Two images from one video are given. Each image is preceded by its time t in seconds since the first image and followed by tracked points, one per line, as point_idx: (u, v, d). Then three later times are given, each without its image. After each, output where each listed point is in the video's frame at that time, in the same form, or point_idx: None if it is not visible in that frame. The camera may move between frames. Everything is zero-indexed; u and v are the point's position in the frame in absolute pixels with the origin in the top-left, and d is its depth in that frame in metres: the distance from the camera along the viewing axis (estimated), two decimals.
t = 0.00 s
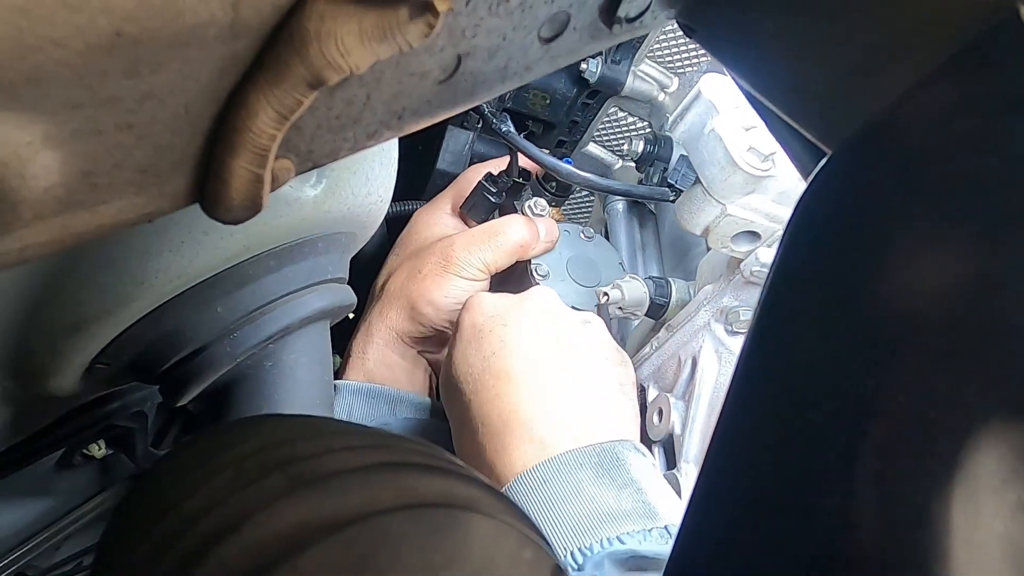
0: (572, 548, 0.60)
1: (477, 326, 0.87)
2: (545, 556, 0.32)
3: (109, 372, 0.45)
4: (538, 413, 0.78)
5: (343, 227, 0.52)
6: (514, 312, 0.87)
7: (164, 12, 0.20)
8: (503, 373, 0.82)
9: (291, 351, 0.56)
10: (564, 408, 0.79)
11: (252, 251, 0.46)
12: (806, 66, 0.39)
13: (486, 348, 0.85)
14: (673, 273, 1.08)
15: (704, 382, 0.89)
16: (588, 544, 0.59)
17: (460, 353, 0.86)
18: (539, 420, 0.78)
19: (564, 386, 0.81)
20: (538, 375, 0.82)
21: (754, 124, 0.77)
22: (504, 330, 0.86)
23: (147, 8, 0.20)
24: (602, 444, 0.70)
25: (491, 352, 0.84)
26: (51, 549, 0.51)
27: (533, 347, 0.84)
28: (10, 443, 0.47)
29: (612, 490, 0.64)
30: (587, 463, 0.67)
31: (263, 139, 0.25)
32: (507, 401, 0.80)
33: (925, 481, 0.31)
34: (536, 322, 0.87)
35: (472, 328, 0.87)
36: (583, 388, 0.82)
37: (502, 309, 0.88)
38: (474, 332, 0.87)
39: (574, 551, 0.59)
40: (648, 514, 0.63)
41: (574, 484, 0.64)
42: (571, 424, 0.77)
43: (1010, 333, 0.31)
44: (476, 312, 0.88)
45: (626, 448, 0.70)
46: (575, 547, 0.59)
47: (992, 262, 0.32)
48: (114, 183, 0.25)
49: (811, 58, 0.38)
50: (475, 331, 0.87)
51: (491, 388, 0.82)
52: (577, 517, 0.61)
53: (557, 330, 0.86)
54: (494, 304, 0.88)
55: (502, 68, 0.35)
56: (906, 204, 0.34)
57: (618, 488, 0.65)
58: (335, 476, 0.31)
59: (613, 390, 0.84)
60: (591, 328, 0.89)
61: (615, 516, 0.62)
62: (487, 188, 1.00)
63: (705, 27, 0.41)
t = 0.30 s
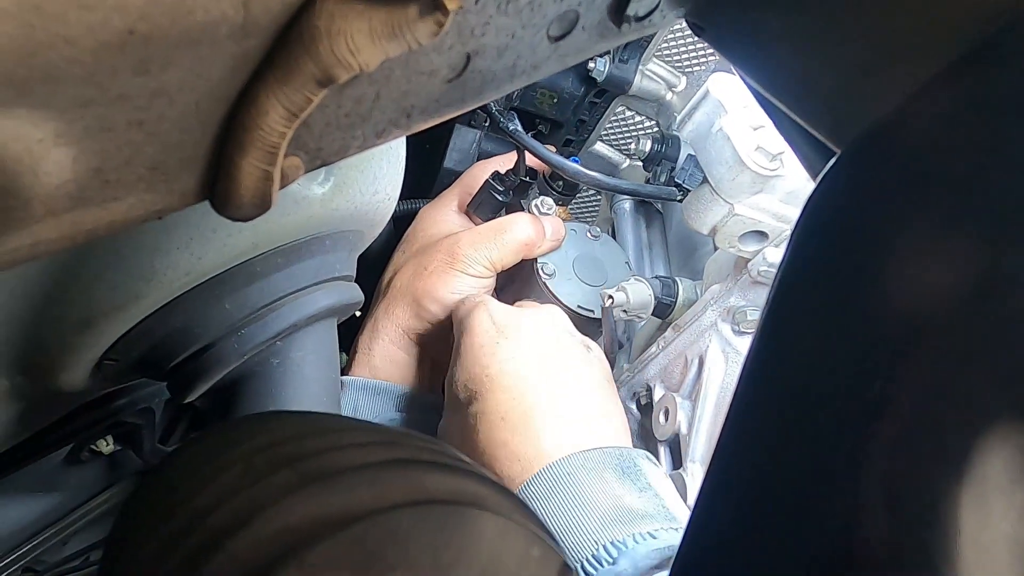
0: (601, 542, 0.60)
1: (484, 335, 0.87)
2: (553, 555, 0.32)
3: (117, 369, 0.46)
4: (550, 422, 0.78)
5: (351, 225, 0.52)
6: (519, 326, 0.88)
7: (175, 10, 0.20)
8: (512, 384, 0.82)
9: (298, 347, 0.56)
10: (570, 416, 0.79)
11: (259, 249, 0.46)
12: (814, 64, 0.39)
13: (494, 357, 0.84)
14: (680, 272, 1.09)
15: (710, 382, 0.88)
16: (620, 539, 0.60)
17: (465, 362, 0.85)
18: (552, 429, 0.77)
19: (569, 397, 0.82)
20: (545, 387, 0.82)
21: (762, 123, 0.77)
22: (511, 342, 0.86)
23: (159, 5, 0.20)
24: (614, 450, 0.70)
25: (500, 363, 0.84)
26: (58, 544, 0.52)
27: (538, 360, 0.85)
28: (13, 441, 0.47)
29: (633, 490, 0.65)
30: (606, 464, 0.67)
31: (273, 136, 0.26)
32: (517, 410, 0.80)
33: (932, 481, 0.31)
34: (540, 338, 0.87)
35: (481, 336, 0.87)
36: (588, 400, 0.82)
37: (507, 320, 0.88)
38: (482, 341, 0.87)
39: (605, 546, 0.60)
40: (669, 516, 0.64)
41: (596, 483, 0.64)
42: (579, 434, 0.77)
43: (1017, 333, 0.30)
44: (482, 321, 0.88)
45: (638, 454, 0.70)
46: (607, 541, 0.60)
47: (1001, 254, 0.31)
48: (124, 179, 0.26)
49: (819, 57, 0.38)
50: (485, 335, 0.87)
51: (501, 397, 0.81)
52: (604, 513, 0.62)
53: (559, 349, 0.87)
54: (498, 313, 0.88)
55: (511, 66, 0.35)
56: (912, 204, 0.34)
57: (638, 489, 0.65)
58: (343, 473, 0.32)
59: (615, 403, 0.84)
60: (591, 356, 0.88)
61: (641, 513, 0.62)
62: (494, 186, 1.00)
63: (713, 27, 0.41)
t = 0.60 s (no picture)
0: (583, 547, 0.60)
1: (487, 321, 0.87)
2: (550, 556, 0.32)
3: (114, 368, 0.46)
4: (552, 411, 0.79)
5: (348, 225, 0.52)
6: (524, 307, 0.87)
7: (172, 9, 0.20)
8: (514, 369, 0.82)
9: (295, 346, 0.56)
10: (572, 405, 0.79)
11: (257, 248, 0.46)
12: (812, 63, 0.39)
13: (498, 346, 0.84)
14: (677, 271, 1.09)
15: (708, 381, 0.88)
16: (601, 544, 0.60)
17: (469, 352, 0.86)
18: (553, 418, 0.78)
19: (572, 381, 0.81)
20: (548, 370, 0.82)
21: (759, 122, 0.77)
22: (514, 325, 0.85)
23: (155, 4, 0.20)
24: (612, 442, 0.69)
25: (502, 348, 0.84)
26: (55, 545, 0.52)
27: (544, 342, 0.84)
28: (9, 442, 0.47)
29: (623, 488, 0.65)
30: (598, 459, 0.67)
31: (270, 136, 0.25)
32: (518, 397, 0.80)
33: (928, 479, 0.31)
34: (545, 317, 0.87)
35: (483, 324, 0.87)
36: (592, 384, 0.82)
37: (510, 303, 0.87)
38: (485, 330, 0.86)
39: (586, 552, 0.60)
40: (660, 515, 0.64)
41: (585, 481, 0.64)
42: (582, 423, 0.78)
43: (1016, 336, 0.31)
44: (485, 306, 0.88)
45: (635, 445, 0.70)
46: (587, 546, 0.60)
47: (1003, 257, 0.31)
48: (122, 179, 0.25)
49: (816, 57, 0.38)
50: (484, 326, 0.87)
51: (503, 384, 0.82)
52: (588, 515, 0.62)
53: (560, 327, 0.86)
54: (501, 297, 0.88)
55: (508, 66, 0.35)
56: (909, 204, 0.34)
57: (629, 486, 0.65)
58: (342, 472, 0.32)
59: (622, 384, 0.84)
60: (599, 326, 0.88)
61: (627, 514, 0.62)
62: (492, 185, 1.00)
63: (710, 27, 0.41)
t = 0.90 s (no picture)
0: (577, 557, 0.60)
1: (483, 329, 0.87)
2: (554, 555, 0.32)
3: (120, 368, 0.46)
4: (550, 415, 0.79)
5: (353, 225, 0.52)
6: (521, 314, 0.87)
7: (176, 9, 0.20)
8: (512, 375, 0.83)
9: (300, 346, 0.56)
10: (572, 404, 0.80)
11: (261, 248, 0.46)
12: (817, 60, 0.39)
13: (494, 352, 0.85)
14: (681, 271, 1.09)
15: (711, 382, 0.89)
16: (593, 553, 0.60)
17: (464, 359, 0.86)
18: (552, 421, 0.78)
19: (568, 386, 0.82)
20: (545, 374, 0.82)
21: (764, 123, 0.77)
22: (510, 335, 0.86)
23: (160, 5, 0.20)
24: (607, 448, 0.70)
25: (499, 357, 0.84)
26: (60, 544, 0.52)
27: (541, 348, 0.84)
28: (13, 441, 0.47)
29: (617, 497, 0.64)
30: (593, 469, 0.67)
31: (274, 136, 0.26)
32: (515, 403, 0.81)
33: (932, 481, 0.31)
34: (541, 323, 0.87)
35: (480, 331, 0.87)
36: (589, 388, 0.82)
37: (506, 312, 0.87)
38: (481, 336, 0.87)
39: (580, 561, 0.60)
40: (655, 520, 0.63)
41: (579, 491, 0.65)
42: (583, 423, 0.78)
43: (1016, 337, 0.31)
44: (482, 317, 0.88)
45: (631, 450, 0.70)
46: (581, 556, 0.60)
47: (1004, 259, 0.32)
48: (127, 179, 0.26)
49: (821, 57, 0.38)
50: (482, 333, 0.87)
51: (501, 390, 0.82)
52: (582, 525, 0.62)
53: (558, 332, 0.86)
54: (496, 306, 0.88)
55: (512, 66, 0.35)
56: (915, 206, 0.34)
57: (624, 493, 0.65)
58: (347, 471, 0.32)
59: (618, 385, 0.84)
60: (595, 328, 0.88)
61: (622, 522, 0.62)
62: (496, 186, 1.00)
63: (714, 28, 0.41)
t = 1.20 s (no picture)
0: (588, 546, 0.60)
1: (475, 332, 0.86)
2: (553, 553, 0.32)
3: (118, 367, 0.46)
4: (547, 417, 0.79)
5: (351, 224, 0.52)
6: (513, 318, 0.87)
7: (177, 8, 0.20)
8: (507, 378, 0.82)
9: (299, 345, 0.56)
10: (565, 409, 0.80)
11: (259, 247, 0.46)
12: (817, 58, 0.39)
13: (487, 354, 0.84)
14: (680, 271, 1.09)
15: (710, 381, 0.89)
16: (606, 542, 0.60)
17: (458, 360, 0.85)
18: (549, 423, 0.78)
19: (561, 389, 0.82)
20: (539, 378, 0.82)
21: (763, 122, 0.77)
22: (505, 336, 0.85)
23: (160, 3, 0.20)
24: (608, 446, 0.69)
25: (494, 357, 0.84)
26: (58, 543, 0.52)
27: (535, 351, 0.84)
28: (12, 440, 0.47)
29: (623, 489, 0.65)
30: (597, 463, 0.67)
31: (274, 135, 0.26)
32: (512, 405, 0.80)
33: (931, 480, 0.31)
34: (533, 327, 0.87)
35: (471, 333, 0.86)
36: (580, 392, 0.82)
37: (498, 313, 0.87)
38: (474, 338, 0.86)
39: (591, 550, 0.60)
40: (661, 513, 0.63)
41: (587, 482, 0.65)
42: (575, 428, 0.78)
43: (1016, 336, 0.31)
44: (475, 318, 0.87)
45: (632, 449, 0.70)
46: (591, 545, 0.60)
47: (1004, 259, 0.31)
48: (126, 177, 0.26)
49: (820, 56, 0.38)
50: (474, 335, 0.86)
51: (497, 393, 0.81)
52: (592, 516, 0.62)
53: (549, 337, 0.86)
54: (489, 308, 0.88)
55: (513, 64, 0.35)
56: (916, 205, 0.34)
57: (629, 487, 0.65)
58: (346, 470, 0.31)
59: (608, 390, 0.84)
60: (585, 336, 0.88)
61: (630, 514, 0.62)
62: (495, 185, 1.01)
63: (716, 28, 0.41)
